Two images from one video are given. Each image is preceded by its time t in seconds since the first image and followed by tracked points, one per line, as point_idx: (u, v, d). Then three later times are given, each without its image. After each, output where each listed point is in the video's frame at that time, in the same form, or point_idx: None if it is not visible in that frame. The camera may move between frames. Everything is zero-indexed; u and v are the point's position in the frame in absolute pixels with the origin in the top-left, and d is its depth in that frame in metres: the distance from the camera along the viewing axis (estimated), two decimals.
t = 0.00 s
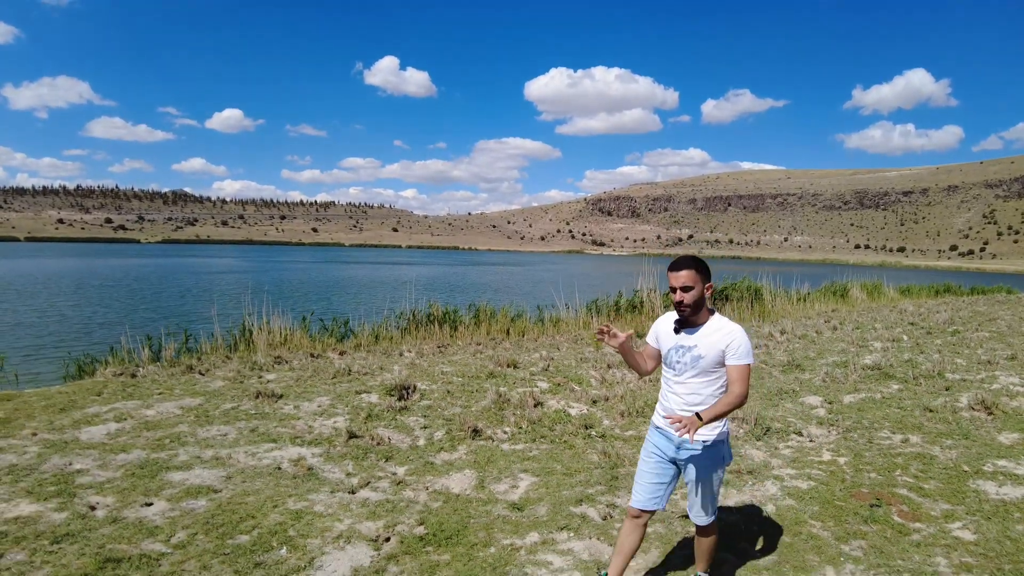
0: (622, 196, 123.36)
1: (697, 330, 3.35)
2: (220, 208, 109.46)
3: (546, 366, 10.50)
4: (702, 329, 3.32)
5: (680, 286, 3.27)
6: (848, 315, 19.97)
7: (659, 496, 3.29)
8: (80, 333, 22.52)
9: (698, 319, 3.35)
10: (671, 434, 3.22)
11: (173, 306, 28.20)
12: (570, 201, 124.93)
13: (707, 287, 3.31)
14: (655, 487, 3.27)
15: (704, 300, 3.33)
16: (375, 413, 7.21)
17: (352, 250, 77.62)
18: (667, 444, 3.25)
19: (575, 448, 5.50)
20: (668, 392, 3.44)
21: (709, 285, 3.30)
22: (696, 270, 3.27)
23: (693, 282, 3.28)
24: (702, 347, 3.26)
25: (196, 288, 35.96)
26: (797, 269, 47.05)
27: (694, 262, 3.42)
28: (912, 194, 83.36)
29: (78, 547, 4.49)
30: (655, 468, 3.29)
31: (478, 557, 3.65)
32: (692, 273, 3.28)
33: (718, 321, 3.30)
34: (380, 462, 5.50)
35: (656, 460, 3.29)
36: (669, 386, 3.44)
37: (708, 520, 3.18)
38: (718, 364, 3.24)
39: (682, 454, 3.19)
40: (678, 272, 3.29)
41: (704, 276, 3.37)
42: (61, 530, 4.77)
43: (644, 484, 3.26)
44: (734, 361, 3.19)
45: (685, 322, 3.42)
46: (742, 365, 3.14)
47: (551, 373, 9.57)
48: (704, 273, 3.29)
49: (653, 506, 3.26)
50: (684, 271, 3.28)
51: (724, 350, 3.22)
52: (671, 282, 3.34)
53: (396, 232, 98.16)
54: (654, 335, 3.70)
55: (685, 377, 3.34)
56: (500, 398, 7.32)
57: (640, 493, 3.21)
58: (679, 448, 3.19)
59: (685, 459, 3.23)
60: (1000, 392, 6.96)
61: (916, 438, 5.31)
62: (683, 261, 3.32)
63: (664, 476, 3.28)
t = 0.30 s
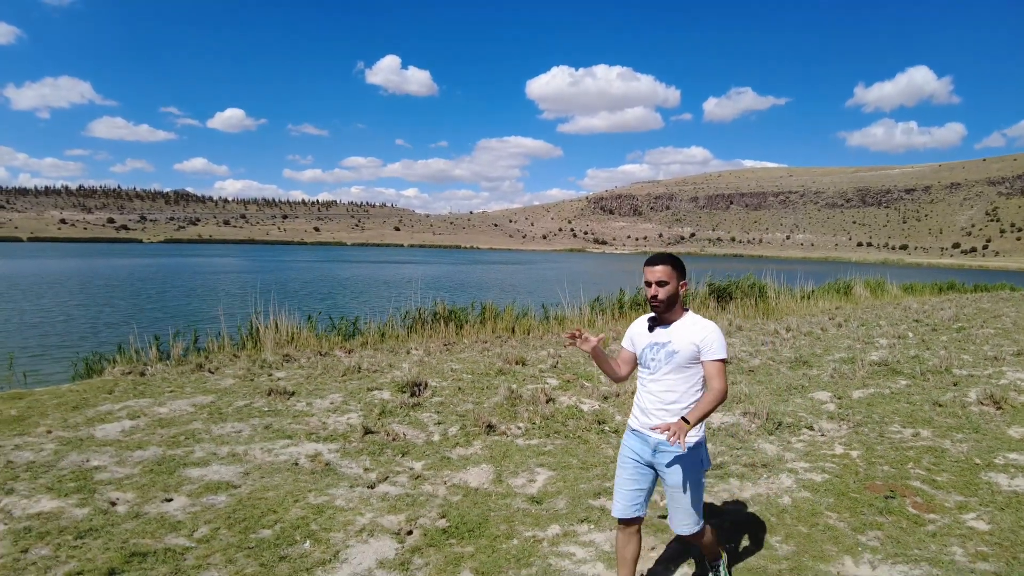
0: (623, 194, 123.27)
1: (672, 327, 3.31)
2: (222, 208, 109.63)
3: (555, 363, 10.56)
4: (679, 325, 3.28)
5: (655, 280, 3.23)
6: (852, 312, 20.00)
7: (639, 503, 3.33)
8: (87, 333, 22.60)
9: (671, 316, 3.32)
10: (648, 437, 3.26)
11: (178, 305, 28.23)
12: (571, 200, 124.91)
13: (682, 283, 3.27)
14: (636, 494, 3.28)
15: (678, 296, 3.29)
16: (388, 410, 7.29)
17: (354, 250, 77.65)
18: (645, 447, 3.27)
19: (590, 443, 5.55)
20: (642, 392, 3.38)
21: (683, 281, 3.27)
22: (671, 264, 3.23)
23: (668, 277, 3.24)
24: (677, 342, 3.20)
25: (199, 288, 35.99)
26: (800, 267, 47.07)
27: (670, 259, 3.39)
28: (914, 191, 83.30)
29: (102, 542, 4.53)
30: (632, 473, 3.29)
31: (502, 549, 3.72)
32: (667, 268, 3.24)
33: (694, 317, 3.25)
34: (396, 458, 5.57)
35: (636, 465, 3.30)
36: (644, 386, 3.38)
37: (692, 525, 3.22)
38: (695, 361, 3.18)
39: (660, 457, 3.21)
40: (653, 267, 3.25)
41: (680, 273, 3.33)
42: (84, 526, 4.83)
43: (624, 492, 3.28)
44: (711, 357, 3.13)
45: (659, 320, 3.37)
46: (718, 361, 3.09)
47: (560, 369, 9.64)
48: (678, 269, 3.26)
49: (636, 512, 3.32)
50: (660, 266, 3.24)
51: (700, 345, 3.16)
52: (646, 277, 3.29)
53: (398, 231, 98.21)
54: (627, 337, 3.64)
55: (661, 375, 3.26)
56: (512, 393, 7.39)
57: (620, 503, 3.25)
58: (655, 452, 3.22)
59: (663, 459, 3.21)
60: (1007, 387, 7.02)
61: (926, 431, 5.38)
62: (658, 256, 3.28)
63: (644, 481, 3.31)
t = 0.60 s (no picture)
0: (624, 193, 123.31)
1: (648, 326, 3.39)
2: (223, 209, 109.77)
3: (562, 363, 10.64)
4: (654, 324, 3.36)
5: (631, 278, 3.29)
6: (857, 309, 20.01)
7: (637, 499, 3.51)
8: (93, 335, 22.70)
9: (647, 315, 3.40)
10: (628, 435, 3.38)
11: (182, 307, 28.34)
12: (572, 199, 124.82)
13: (655, 281, 3.36)
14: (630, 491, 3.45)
15: (653, 294, 3.38)
16: (400, 410, 7.38)
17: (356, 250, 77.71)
18: (627, 446, 3.40)
19: (602, 443, 5.63)
20: (625, 391, 3.48)
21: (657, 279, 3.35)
22: (645, 263, 3.31)
23: (643, 275, 3.32)
24: (653, 342, 3.29)
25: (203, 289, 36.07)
26: (802, 265, 47.05)
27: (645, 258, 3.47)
28: (916, 188, 83.14)
29: (125, 542, 4.59)
30: (626, 471, 3.45)
31: (521, 546, 3.80)
32: (641, 266, 3.32)
33: (668, 315, 3.33)
34: (411, 457, 5.66)
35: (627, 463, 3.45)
36: (625, 385, 3.48)
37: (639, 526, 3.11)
38: (671, 359, 3.27)
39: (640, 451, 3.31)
40: (628, 266, 3.31)
41: (654, 270, 3.41)
42: (106, 526, 4.90)
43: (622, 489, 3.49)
44: (688, 354, 3.22)
45: (636, 318, 3.44)
46: (697, 356, 3.18)
47: (567, 369, 9.71)
48: (651, 267, 3.34)
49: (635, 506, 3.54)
50: (634, 265, 3.31)
51: (675, 343, 3.23)
52: (621, 276, 3.36)
53: (399, 231, 98.27)
54: (607, 337, 3.74)
55: (639, 374, 3.36)
56: (521, 393, 7.47)
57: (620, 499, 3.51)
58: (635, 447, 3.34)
59: (644, 456, 3.29)
60: (1013, 384, 7.08)
61: (934, 428, 5.45)
62: (632, 255, 3.35)
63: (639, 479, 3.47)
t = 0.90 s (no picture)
0: (624, 193, 123.11)
1: (634, 326, 3.40)
2: (224, 211, 109.87)
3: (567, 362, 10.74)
4: (639, 326, 3.37)
5: (621, 279, 3.31)
6: (858, 309, 20.10)
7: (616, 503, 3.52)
8: (98, 336, 22.81)
9: (634, 316, 3.41)
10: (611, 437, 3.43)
11: (185, 309, 28.45)
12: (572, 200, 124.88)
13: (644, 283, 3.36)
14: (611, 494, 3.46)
15: (642, 296, 3.38)
16: (409, 408, 7.48)
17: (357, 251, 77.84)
18: (611, 449, 3.43)
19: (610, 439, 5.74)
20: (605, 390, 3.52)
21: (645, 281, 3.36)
22: (635, 265, 3.32)
23: (633, 277, 3.33)
24: (634, 344, 3.31)
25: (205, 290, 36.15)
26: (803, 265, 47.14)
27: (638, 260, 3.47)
28: (916, 188, 83.23)
29: (147, 537, 4.69)
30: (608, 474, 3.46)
31: (537, 538, 3.91)
32: (631, 268, 3.33)
33: (653, 319, 3.34)
34: (423, 454, 5.77)
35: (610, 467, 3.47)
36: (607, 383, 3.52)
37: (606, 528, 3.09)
38: (652, 363, 3.28)
39: (617, 455, 3.33)
40: (618, 266, 3.33)
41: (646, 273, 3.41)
42: (127, 522, 5.00)
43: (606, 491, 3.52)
44: (668, 359, 3.23)
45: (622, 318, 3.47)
46: (676, 361, 3.18)
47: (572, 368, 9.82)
48: (641, 269, 3.34)
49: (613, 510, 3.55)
50: (624, 265, 3.33)
51: (656, 347, 3.25)
52: (611, 276, 3.38)
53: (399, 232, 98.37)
54: (596, 334, 3.78)
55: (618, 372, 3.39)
56: (529, 392, 7.58)
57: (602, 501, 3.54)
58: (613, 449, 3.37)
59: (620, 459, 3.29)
60: (1013, 382, 7.18)
61: (937, 425, 5.55)
62: (622, 256, 3.37)
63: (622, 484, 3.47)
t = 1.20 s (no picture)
0: (624, 194, 123.26)
1: (620, 322, 3.39)
2: (224, 212, 110.11)
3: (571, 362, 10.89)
4: (623, 322, 3.36)
5: (610, 273, 3.28)
6: (858, 310, 20.24)
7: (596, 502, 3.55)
8: (103, 337, 22.97)
9: (620, 311, 3.39)
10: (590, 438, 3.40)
11: (189, 310, 28.63)
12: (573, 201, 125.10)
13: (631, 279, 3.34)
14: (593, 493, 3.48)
15: (630, 292, 3.36)
16: (419, 407, 7.62)
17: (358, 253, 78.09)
18: (590, 449, 3.42)
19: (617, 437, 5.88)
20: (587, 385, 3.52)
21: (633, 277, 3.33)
22: (624, 260, 3.29)
23: (622, 272, 3.31)
24: (616, 339, 3.30)
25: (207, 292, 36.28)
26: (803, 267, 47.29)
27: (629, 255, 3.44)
28: (916, 189, 83.41)
29: (170, 531, 4.83)
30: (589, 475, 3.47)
31: (551, 530, 4.06)
32: (620, 263, 3.30)
33: (639, 316, 3.32)
34: (435, 452, 5.92)
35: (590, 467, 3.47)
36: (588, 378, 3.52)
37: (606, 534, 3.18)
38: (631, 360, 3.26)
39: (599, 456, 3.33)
40: (607, 261, 3.30)
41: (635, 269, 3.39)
42: (149, 517, 5.14)
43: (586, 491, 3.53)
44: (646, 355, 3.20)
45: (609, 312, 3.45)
46: (652, 358, 3.16)
47: (576, 368, 9.95)
48: (630, 265, 3.31)
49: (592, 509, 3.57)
50: (613, 260, 3.29)
51: (636, 343, 3.23)
52: (598, 269, 3.35)
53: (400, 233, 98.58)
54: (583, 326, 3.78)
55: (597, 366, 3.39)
56: (536, 391, 7.72)
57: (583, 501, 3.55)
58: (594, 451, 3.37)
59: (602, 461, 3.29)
60: (1011, 381, 7.32)
61: (938, 423, 5.67)
62: (611, 250, 3.34)
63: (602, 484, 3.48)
